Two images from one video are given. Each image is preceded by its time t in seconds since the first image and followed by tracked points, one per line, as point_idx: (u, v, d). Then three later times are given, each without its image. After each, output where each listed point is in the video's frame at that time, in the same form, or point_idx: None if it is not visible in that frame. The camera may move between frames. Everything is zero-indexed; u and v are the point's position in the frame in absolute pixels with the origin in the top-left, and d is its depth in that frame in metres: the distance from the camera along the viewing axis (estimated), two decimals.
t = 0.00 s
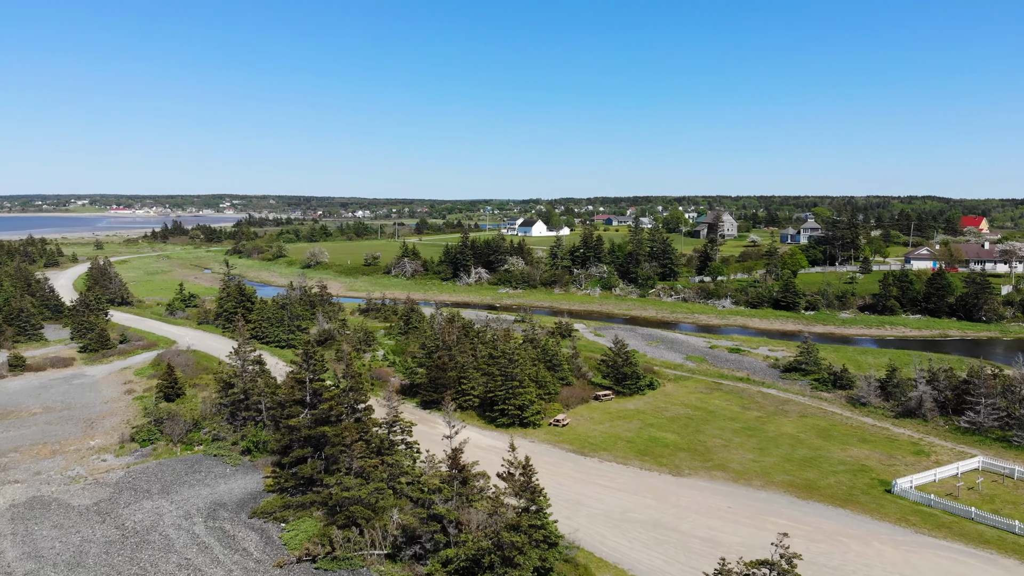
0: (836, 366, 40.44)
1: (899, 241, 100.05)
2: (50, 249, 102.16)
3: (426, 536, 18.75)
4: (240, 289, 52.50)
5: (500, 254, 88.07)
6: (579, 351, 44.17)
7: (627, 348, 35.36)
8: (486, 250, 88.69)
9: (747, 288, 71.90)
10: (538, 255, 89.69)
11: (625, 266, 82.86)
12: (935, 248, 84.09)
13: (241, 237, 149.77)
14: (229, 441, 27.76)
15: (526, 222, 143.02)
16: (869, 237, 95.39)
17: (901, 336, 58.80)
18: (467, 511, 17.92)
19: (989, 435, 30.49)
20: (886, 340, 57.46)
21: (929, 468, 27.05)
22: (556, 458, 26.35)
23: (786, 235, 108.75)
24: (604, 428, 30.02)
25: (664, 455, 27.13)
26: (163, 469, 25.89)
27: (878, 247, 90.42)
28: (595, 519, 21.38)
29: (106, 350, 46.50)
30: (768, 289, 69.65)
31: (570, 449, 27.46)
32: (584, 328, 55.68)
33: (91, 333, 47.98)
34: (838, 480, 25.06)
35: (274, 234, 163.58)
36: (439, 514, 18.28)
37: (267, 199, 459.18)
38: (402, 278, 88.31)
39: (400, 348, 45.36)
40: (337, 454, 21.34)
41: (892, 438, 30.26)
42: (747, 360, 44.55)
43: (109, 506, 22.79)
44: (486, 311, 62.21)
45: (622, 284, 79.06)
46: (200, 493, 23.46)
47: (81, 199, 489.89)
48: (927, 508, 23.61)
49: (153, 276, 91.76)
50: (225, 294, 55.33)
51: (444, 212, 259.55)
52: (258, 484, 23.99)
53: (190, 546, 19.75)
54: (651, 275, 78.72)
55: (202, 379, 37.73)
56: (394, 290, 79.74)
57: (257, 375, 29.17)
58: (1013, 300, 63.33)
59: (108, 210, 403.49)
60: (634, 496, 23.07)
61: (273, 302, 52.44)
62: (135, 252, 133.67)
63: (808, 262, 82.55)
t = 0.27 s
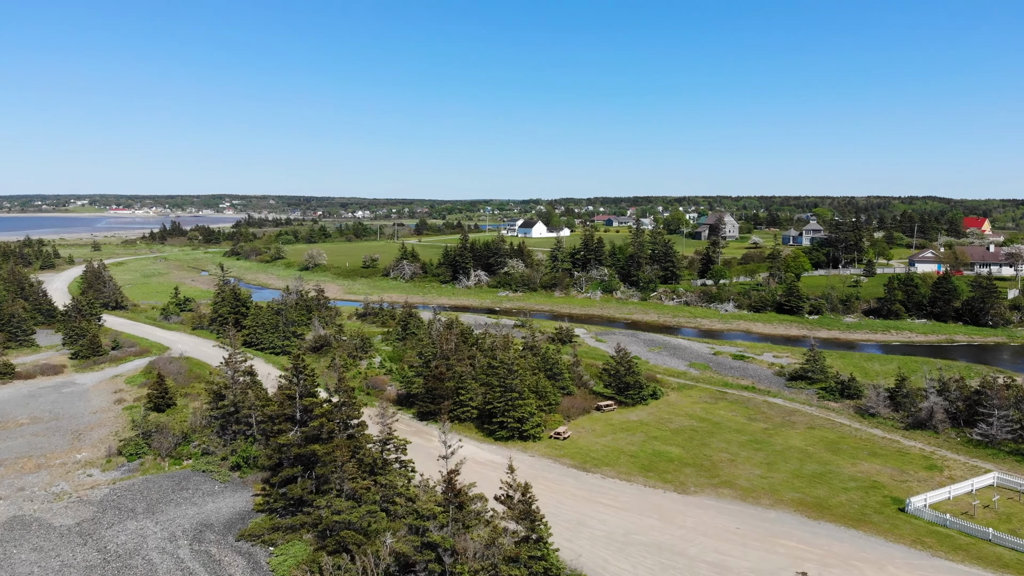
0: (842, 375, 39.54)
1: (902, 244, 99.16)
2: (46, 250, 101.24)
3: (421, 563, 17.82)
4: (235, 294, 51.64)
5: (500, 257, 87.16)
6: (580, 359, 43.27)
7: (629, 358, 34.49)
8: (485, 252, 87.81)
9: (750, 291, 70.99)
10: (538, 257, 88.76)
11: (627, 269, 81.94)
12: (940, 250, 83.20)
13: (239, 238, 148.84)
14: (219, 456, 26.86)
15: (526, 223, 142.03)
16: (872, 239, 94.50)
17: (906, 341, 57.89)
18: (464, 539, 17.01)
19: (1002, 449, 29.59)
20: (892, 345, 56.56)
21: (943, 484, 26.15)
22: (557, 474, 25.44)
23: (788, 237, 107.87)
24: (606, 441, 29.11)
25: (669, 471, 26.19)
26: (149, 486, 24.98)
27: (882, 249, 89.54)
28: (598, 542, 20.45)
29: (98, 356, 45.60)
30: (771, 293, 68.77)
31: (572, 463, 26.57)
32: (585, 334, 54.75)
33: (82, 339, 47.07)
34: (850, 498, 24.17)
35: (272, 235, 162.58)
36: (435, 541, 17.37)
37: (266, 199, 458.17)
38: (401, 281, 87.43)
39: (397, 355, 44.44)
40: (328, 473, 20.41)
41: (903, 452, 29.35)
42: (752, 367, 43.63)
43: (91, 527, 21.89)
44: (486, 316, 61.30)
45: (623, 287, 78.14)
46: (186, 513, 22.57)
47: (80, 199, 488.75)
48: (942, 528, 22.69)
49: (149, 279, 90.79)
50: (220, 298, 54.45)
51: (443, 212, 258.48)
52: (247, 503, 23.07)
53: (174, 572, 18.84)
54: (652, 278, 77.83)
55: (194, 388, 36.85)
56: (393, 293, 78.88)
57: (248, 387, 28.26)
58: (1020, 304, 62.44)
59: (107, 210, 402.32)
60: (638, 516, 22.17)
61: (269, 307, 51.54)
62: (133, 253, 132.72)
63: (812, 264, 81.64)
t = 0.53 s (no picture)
0: (849, 384, 38.63)
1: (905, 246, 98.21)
2: (41, 252, 100.27)
3: None
4: (230, 299, 50.73)
5: (500, 259, 86.19)
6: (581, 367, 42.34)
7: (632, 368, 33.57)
8: (485, 254, 86.82)
9: (753, 295, 70.06)
10: (538, 260, 87.80)
11: (628, 272, 81.01)
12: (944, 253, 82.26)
13: (237, 239, 147.91)
14: (208, 472, 25.94)
15: (526, 224, 140.98)
16: (875, 241, 93.56)
17: (912, 346, 56.98)
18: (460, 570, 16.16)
19: (1016, 463, 28.70)
20: (898, 351, 55.65)
21: (957, 501, 25.21)
22: (558, 491, 24.53)
23: (790, 238, 106.92)
24: (609, 455, 28.19)
25: (674, 487, 25.27)
26: (134, 504, 24.04)
27: (885, 252, 88.61)
28: (601, 566, 19.55)
29: (88, 363, 44.68)
30: (774, 296, 67.86)
31: (573, 480, 25.64)
32: (586, 339, 53.82)
33: (73, 345, 46.13)
34: (862, 518, 23.24)
35: (270, 236, 161.54)
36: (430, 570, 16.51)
37: (265, 199, 457.12)
38: (399, 284, 86.52)
39: (394, 362, 43.47)
40: (318, 495, 19.50)
41: (915, 466, 28.42)
42: (757, 375, 42.64)
43: (73, 550, 20.98)
44: (486, 321, 60.31)
45: (624, 290, 77.20)
46: (172, 534, 21.63)
47: (79, 199, 487.54)
48: (958, 550, 21.66)
49: (146, 281, 89.87)
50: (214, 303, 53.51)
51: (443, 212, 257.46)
52: (235, 523, 22.18)
53: None
54: (654, 281, 76.87)
55: (185, 398, 35.93)
56: (391, 297, 77.96)
57: (238, 400, 27.33)
58: None
59: (106, 211, 401.04)
60: (643, 538, 21.24)
61: (264, 313, 50.60)
62: (130, 255, 131.76)
63: (815, 267, 80.70)
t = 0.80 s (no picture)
0: (857, 393, 37.73)
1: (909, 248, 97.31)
2: (37, 254, 99.33)
3: None
4: (224, 304, 49.84)
5: (499, 262, 85.25)
6: (582, 375, 41.40)
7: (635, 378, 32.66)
8: (484, 257, 85.88)
9: (756, 299, 69.17)
10: (538, 262, 86.90)
11: (629, 275, 80.07)
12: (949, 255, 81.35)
13: (235, 240, 146.97)
14: (196, 489, 25.04)
15: (526, 225, 140.00)
16: (879, 243, 92.63)
17: (918, 352, 56.05)
18: None
19: None
20: (904, 357, 54.73)
21: (972, 520, 24.25)
22: (559, 510, 23.61)
23: (793, 240, 106.01)
24: (612, 470, 27.29)
25: (679, 505, 24.35)
26: (119, 524, 23.14)
27: (889, 254, 87.69)
28: None
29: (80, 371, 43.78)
30: (778, 300, 66.96)
31: (575, 498, 24.72)
32: (587, 345, 52.89)
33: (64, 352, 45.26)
34: (875, 539, 22.32)
35: (269, 237, 160.65)
36: None
37: (265, 200, 456.09)
38: (398, 286, 85.67)
39: (391, 370, 42.58)
40: (307, 519, 18.60)
41: (928, 482, 27.49)
42: (762, 383, 41.68)
43: (53, 574, 20.09)
44: (485, 326, 59.41)
45: (625, 293, 76.28)
46: (156, 557, 20.74)
47: (78, 199, 486.66)
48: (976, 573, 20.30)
49: (142, 284, 88.97)
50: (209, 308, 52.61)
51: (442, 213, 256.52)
52: (223, 545, 21.30)
53: None
54: (655, 284, 75.94)
55: (176, 408, 35.03)
56: (390, 300, 77.07)
57: (228, 414, 26.41)
58: None
59: (106, 211, 400.24)
60: (648, 562, 20.31)
61: (259, 318, 49.70)
62: (127, 257, 130.84)
63: (818, 270, 79.77)
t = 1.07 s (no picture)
0: (865, 403, 36.81)
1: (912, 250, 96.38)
2: (33, 257, 98.47)
3: None
4: (218, 310, 48.95)
5: (499, 264, 84.28)
6: (584, 384, 40.46)
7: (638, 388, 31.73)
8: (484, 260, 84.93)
9: (759, 303, 68.26)
10: (538, 265, 85.97)
11: (630, 278, 79.17)
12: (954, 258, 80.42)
13: (234, 242, 146.08)
14: (183, 507, 24.13)
15: (526, 227, 139.14)
16: (883, 245, 91.71)
17: (925, 358, 55.12)
18: None
19: None
20: (910, 363, 53.81)
21: (989, 539, 23.31)
22: (559, 530, 22.70)
23: (795, 242, 105.04)
24: (614, 486, 26.38)
25: (684, 525, 23.43)
26: (103, 545, 22.24)
27: (893, 257, 86.75)
28: None
29: (71, 379, 42.90)
30: (781, 304, 66.05)
31: (576, 516, 23.81)
32: (588, 351, 51.96)
33: (55, 359, 44.38)
34: (889, 561, 21.39)
35: (267, 239, 159.72)
36: None
37: (265, 200, 455.29)
38: (397, 290, 84.82)
39: (388, 378, 41.66)
40: (294, 545, 17.68)
41: (941, 498, 26.56)
42: (767, 392, 40.73)
43: None
44: (484, 331, 58.55)
45: (626, 297, 75.36)
46: None
47: (78, 200, 485.92)
48: None
49: (139, 287, 88.10)
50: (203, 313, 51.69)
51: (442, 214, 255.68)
52: (209, 570, 20.39)
53: None
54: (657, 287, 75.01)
55: (166, 419, 34.14)
56: (388, 304, 76.20)
57: (217, 429, 25.49)
58: None
59: (105, 211, 399.45)
60: None
61: (254, 324, 48.79)
62: (125, 259, 129.95)
63: (822, 273, 78.87)
